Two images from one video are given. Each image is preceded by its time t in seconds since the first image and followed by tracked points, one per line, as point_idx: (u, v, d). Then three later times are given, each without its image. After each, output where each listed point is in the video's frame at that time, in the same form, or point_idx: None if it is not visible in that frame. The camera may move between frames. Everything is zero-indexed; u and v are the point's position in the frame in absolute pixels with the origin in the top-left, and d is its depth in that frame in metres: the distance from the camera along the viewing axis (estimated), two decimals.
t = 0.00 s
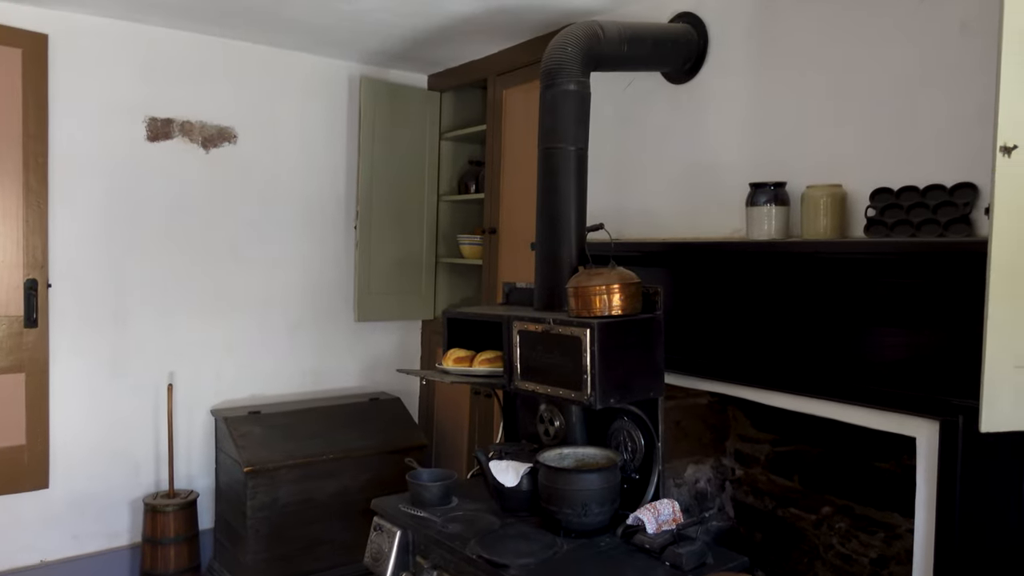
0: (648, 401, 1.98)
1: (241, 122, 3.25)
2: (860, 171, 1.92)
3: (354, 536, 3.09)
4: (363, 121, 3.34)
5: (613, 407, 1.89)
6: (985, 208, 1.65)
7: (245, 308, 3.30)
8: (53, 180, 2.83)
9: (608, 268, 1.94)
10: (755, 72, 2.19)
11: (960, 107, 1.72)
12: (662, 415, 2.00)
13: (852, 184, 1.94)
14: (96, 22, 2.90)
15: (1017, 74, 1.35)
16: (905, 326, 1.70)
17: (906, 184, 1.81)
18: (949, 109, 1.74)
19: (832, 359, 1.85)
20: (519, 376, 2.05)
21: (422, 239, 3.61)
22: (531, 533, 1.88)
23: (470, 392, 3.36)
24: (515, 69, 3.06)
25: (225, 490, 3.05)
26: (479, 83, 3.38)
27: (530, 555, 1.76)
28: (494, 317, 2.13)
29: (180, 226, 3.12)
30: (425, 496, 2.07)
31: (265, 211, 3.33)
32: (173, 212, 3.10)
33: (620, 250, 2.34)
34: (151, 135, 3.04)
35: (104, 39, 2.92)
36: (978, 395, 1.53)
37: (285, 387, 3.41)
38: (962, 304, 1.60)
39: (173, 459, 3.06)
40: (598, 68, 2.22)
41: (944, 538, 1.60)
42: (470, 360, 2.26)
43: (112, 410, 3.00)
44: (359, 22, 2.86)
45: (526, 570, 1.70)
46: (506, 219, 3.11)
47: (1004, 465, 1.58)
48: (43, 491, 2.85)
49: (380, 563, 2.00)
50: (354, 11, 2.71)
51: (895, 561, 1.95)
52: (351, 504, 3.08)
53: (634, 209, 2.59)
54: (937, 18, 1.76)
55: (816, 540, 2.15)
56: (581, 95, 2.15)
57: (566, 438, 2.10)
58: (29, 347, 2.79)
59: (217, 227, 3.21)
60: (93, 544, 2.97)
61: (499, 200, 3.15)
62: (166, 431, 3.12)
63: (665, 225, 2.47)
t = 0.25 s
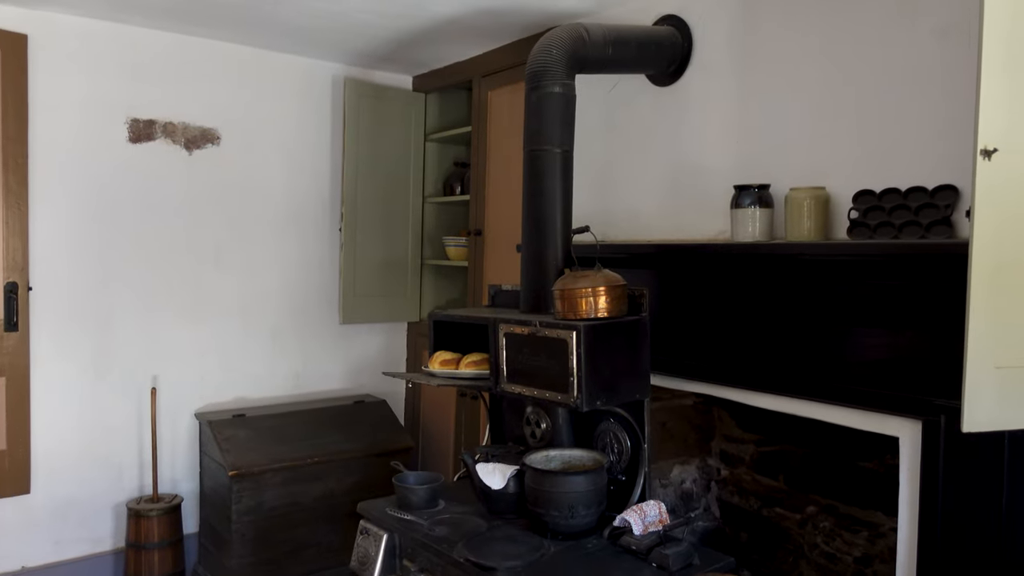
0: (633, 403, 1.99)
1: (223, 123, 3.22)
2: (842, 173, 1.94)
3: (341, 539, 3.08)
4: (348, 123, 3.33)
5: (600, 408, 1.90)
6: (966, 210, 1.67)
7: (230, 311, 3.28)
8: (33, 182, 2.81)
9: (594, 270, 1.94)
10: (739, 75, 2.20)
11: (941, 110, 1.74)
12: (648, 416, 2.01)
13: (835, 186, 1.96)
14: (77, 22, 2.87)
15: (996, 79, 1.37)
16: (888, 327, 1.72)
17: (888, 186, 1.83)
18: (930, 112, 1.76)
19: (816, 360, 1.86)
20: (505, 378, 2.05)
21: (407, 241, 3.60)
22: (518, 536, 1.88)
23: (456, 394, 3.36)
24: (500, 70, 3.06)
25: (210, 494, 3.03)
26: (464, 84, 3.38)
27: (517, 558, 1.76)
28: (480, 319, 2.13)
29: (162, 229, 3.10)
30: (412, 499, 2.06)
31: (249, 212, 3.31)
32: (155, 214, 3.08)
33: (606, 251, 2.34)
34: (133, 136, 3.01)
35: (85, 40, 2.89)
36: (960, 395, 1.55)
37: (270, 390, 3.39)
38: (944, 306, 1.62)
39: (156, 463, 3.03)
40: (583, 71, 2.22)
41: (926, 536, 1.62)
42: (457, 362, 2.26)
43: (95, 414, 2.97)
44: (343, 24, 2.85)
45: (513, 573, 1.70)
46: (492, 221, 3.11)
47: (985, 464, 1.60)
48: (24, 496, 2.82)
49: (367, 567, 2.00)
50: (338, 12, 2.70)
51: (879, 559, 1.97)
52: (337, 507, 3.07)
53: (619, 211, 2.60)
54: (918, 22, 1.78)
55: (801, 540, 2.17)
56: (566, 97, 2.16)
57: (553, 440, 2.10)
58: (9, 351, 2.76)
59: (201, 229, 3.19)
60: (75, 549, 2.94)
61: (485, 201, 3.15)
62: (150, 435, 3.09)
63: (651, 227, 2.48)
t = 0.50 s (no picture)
0: (623, 407, 1.99)
1: (211, 127, 3.21)
2: (829, 178, 1.95)
3: (331, 544, 3.07)
4: (336, 126, 3.33)
5: (589, 413, 1.90)
6: (951, 216, 1.69)
7: (218, 315, 3.26)
8: (19, 187, 2.79)
9: (583, 275, 1.95)
10: (726, 80, 2.22)
11: (926, 115, 1.75)
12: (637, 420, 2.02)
13: (822, 191, 1.97)
14: (63, 25, 2.85)
15: (980, 85, 1.39)
16: (875, 331, 1.73)
17: (874, 190, 1.85)
18: (915, 117, 1.78)
19: (804, 364, 1.88)
20: (495, 383, 2.06)
21: (397, 244, 3.60)
22: (509, 540, 1.89)
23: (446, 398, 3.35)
24: (489, 74, 3.06)
25: (198, 500, 3.02)
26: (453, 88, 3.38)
27: (507, 562, 1.76)
28: (470, 324, 2.13)
29: (150, 233, 3.08)
30: (402, 504, 2.06)
31: (237, 217, 3.30)
32: (143, 218, 3.06)
33: (595, 256, 2.35)
34: (121, 141, 3.00)
35: (72, 43, 2.87)
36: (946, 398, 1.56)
37: (259, 395, 3.38)
38: (929, 309, 1.63)
39: (144, 469, 3.01)
40: (571, 75, 2.23)
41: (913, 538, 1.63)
42: (446, 367, 2.26)
43: (81, 420, 2.95)
44: (332, 28, 2.84)
45: None
46: (481, 225, 3.12)
47: (970, 466, 1.62)
48: (10, 503, 2.79)
49: (356, 572, 1.99)
50: (327, 16, 2.70)
51: (866, 561, 2.00)
52: (327, 512, 3.06)
53: (608, 215, 2.60)
54: (903, 28, 1.80)
55: (789, 542, 2.19)
56: (554, 102, 2.17)
57: (543, 444, 2.11)
58: None
59: (189, 233, 3.17)
60: (62, 556, 2.92)
61: (474, 205, 3.15)
62: (137, 440, 3.07)
63: (640, 231, 2.48)
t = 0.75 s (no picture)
0: (616, 411, 2.00)
1: (204, 132, 3.21)
2: (820, 183, 1.97)
3: (324, 549, 3.06)
4: (329, 131, 3.33)
5: (583, 417, 1.91)
6: (941, 220, 1.71)
7: (210, 320, 3.25)
8: (9, 193, 2.78)
9: (576, 280, 1.96)
10: (718, 85, 2.23)
11: (915, 120, 1.77)
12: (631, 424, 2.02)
13: (814, 196, 1.98)
14: (54, 30, 2.85)
15: (968, 92, 1.40)
16: (867, 335, 1.74)
17: (865, 196, 1.86)
18: (905, 122, 1.79)
19: (796, 368, 1.89)
20: (489, 388, 2.06)
21: (390, 249, 3.60)
22: (503, 545, 1.89)
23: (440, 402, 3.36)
24: (481, 79, 3.07)
25: (191, 505, 3.01)
26: (446, 93, 3.39)
27: (502, 567, 1.76)
28: (463, 329, 2.13)
29: (142, 238, 3.07)
30: (396, 509, 2.06)
31: (230, 221, 3.29)
32: (135, 223, 3.05)
33: (588, 260, 2.36)
34: (113, 145, 2.99)
35: (63, 48, 2.87)
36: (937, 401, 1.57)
37: (252, 400, 3.37)
38: (920, 313, 1.64)
39: (136, 475, 3.00)
40: (564, 81, 2.24)
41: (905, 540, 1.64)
42: (440, 372, 2.26)
43: (73, 426, 2.93)
44: (325, 33, 2.84)
45: None
46: (474, 229, 3.12)
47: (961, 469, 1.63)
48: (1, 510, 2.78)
49: None
50: (320, 21, 2.70)
51: (859, 563, 2.01)
52: (321, 517, 3.05)
53: (601, 220, 2.61)
54: (892, 34, 1.82)
55: (783, 545, 2.20)
56: (547, 107, 2.17)
57: (537, 449, 2.11)
58: None
59: (181, 239, 3.17)
60: (53, 563, 2.90)
61: (467, 210, 3.15)
62: (130, 446, 3.06)
63: (633, 236, 2.49)
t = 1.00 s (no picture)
0: (614, 415, 2.00)
1: (200, 137, 3.21)
2: (816, 187, 1.98)
3: (322, 554, 3.06)
4: (326, 135, 3.33)
5: (581, 421, 1.91)
6: (935, 224, 1.71)
7: (208, 325, 3.25)
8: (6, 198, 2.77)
9: (574, 284, 1.96)
10: (714, 90, 2.24)
11: (910, 124, 1.78)
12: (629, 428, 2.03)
13: (809, 200, 1.99)
14: (51, 35, 2.85)
15: (963, 97, 1.41)
16: (863, 338, 1.75)
17: (860, 199, 1.87)
18: (900, 126, 1.80)
19: (793, 371, 1.89)
20: (486, 392, 2.06)
21: (387, 253, 3.60)
22: (501, 549, 1.89)
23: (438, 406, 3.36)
24: (478, 84, 3.08)
25: (189, 510, 3.00)
26: (442, 97, 3.39)
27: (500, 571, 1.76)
28: (461, 333, 2.14)
29: (139, 243, 3.07)
30: (395, 513, 2.06)
31: (227, 226, 3.29)
32: (132, 228, 3.05)
33: (585, 264, 2.36)
34: (109, 150, 2.99)
35: (61, 53, 2.87)
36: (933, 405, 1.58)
37: (250, 404, 3.37)
38: (916, 317, 1.65)
39: (134, 480, 3.00)
40: (560, 86, 2.25)
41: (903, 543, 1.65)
42: (438, 376, 2.27)
43: (70, 431, 2.93)
44: (321, 38, 2.85)
45: None
46: (471, 233, 3.12)
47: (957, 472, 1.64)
48: None
49: None
50: (316, 26, 2.70)
51: (857, 565, 2.02)
52: (318, 521, 3.05)
53: (597, 224, 2.62)
54: (887, 39, 1.82)
55: (780, 547, 2.20)
56: (544, 112, 2.18)
57: (534, 453, 2.12)
58: None
59: (179, 243, 3.17)
60: (51, 569, 2.90)
61: (464, 214, 3.16)
62: (127, 451, 3.06)
63: (629, 240, 2.50)
